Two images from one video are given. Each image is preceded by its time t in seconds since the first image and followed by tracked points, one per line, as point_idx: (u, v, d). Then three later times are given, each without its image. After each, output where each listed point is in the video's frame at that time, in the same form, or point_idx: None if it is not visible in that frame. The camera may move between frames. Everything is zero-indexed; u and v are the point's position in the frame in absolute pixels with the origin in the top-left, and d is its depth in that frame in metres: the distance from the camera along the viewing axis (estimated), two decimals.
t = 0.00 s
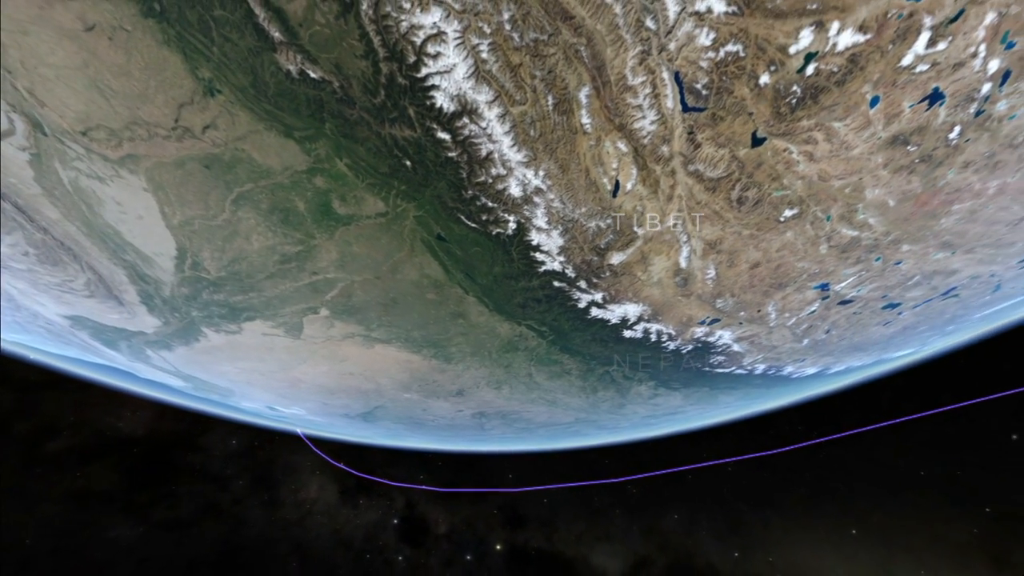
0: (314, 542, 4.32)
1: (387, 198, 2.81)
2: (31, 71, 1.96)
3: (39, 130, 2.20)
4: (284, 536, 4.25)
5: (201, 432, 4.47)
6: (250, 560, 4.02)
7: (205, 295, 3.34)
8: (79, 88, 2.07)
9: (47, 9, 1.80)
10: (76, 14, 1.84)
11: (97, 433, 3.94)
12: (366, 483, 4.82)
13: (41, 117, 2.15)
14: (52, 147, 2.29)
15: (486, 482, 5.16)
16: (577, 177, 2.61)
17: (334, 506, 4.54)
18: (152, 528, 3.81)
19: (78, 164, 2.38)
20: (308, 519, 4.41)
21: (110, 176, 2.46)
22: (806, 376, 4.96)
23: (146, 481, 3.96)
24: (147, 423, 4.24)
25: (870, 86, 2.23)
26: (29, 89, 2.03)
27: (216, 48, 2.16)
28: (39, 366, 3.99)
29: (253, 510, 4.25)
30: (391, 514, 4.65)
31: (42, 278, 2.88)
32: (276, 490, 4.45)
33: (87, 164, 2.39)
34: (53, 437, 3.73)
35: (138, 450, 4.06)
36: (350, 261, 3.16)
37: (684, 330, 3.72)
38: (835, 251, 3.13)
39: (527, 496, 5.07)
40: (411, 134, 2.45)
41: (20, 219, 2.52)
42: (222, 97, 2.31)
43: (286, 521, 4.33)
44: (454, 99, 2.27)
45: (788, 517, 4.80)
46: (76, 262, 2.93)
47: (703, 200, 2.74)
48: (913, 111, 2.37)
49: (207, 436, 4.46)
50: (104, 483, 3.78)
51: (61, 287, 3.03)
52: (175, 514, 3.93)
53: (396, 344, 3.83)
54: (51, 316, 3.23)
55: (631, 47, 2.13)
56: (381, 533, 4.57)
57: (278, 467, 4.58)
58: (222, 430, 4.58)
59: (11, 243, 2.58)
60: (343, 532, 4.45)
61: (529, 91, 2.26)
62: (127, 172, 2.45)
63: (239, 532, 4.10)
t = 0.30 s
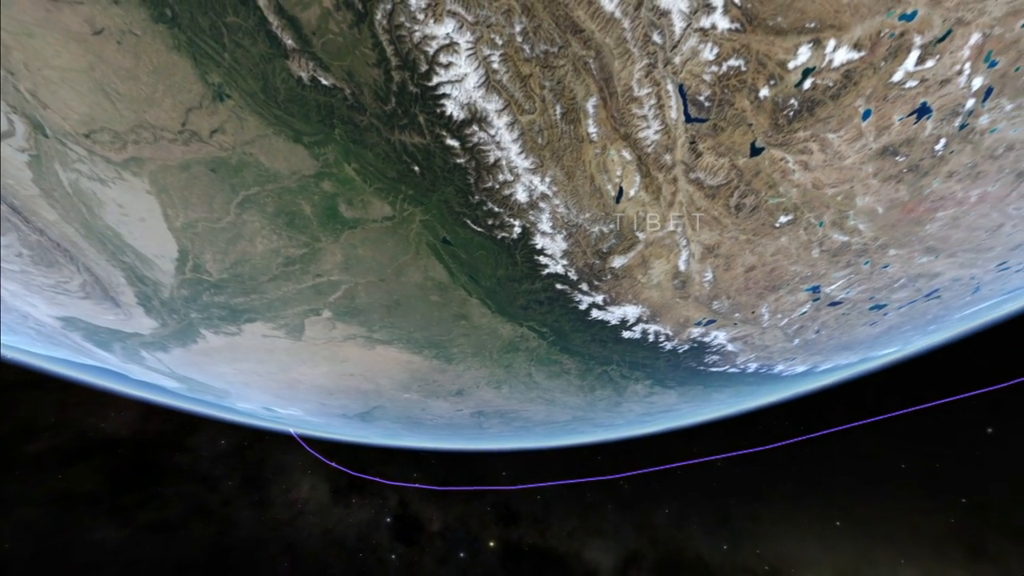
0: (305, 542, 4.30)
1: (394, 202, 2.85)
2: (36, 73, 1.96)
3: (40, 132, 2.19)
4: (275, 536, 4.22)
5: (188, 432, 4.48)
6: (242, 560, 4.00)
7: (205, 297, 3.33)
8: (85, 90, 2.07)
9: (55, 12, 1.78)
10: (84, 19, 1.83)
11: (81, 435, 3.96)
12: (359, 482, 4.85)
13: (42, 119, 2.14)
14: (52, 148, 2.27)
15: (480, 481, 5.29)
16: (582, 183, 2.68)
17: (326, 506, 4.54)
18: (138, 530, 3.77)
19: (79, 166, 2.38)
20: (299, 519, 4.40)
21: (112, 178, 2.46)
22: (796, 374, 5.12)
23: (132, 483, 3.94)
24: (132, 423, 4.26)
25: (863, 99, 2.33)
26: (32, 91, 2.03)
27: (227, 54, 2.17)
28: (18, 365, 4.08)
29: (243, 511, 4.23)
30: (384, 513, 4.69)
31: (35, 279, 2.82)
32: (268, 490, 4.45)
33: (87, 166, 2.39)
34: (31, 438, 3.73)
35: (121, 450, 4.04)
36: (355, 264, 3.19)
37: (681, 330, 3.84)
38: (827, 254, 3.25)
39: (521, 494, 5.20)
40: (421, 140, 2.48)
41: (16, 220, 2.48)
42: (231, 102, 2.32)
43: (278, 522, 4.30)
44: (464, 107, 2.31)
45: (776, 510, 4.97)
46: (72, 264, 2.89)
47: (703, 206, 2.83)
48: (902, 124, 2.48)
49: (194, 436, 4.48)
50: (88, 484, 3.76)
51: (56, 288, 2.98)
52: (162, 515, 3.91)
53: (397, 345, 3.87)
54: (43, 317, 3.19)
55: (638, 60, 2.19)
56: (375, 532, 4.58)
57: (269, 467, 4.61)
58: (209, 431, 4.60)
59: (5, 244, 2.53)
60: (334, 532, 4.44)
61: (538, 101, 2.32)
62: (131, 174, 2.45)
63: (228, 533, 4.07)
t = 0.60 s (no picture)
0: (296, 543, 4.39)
1: (400, 207, 2.89)
2: (41, 75, 1.95)
3: (41, 134, 2.17)
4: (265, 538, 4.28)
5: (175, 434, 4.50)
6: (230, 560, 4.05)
7: (206, 299, 3.33)
8: (90, 93, 2.07)
9: (63, 16, 1.79)
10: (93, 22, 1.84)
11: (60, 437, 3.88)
12: (352, 481, 4.95)
13: (45, 121, 2.11)
14: (53, 150, 2.25)
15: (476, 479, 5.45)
16: (587, 190, 2.75)
17: (318, 505, 4.63)
18: (122, 533, 3.77)
19: (81, 167, 2.36)
20: (290, 519, 4.49)
21: (114, 180, 2.44)
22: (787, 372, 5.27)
23: (117, 483, 3.93)
24: (116, 424, 4.22)
25: (855, 112, 2.44)
26: (35, 94, 2.01)
27: (239, 60, 2.18)
28: None
29: (232, 513, 4.30)
30: (377, 511, 4.79)
31: (30, 281, 2.78)
32: (258, 491, 4.53)
33: (89, 168, 2.38)
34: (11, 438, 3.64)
35: (105, 452, 4.02)
36: (360, 266, 3.22)
37: (677, 330, 3.97)
38: (818, 258, 3.38)
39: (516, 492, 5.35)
40: (429, 147, 2.52)
41: (12, 222, 2.44)
42: (241, 107, 2.32)
43: (269, 522, 4.39)
44: (474, 115, 2.36)
45: (764, 503, 5.15)
46: (69, 265, 2.87)
47: (702, 212, 2.93)
48: (891, 136, 2.59)
49: (181, 437, 4.53)
50: (70, 486, 3.71)
51: (51, 290, 2.94)
52: (148, 517, 3.92)
53: (399, 346, 3.91)
54: (34, 318, 3.15)
55: (643, 73, 2.28)
56: (367, 532, 4.67)
57: (260, 466, 4.71)
58: (196, 432, 4.66)
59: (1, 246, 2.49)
60: (324, 532, 4.53)
61: (546, 110, 2.37)
62: (134, 177, 2.44)
63: (216, 534, 4.12)
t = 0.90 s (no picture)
0: (287, 544, 4.56)
1: (407, 211, 2.95)
2: (47, 79, 1.93)
3: (43, 137, 2.18)
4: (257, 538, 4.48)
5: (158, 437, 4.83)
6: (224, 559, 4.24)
7: (205, 300, 3.35)
8: (96, 97, 2.04)
9: (72, 21, 1.73)
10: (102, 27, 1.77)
11: (42, 436, 4.24)
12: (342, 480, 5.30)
13: (48, 123, 2.11)
14: (55, 152, 2.26)
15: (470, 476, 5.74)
16: (591, 197, 2.85)
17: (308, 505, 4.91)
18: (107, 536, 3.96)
19: (84, 170, 2.38)
20: (281, 518, 4.72)
21: (116, 184, 2.45)
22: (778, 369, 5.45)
23: (98, 486, 4.16)
24: (97, 425, 4.60)
25: (847, 125, 2.55)
26: (39, 96, 2.00)
27: (251, 67, 2.16)
28: None
29: (226, 512, 4.55)
30: (368, 511, 5.08)
31: (24, 282, 2.81)
32: (247, 490, 4.81)
33: (91, 171, 2.39)
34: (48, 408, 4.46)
35: (89, 455, 4.32)
36: (365, 270, 3.26)
37: (673, 330, 4.13)
38: (810, 262, 3.51)
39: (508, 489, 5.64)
40: (437, 154, 2.57)
41: (10, 223, 2.48)
42: (251, 112, 2.32)
43: (262, 521, 4.63)
44: (483, 123, 2.40)
45: (753, 497, 5.34)
46: (66, 266, 2.90)
47: (701, 217, 3.04)
48: (880, 147, 2.71)
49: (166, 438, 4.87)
50: (51, 489, 3.96)
51: (45, 292, 2.97)
52: (133, 521, 4.12)
53: (400, 347, 3.97)
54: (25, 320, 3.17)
55: (648, 85, 2.34)
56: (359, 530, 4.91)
57: (250, 466, 5.03)
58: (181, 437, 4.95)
59: None
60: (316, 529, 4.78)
61: (553, 119, 2.44)
62: (138, 180, 2.43)
63: (208, 534, 4.33)
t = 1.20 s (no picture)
0: (278, 544, 4.67)
1: (413, 215, 2.99)
2: (54, 83, 1.93)
3: (46, 141, 2.18)
4: (247, 538, 4.56)
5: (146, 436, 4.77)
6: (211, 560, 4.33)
7: (206, 302, 3.34)
8: (103, 101, 2.04)
9: (83, 26, 1.74)
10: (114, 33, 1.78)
11: (19, 437, 4.12)
12: (335, 478, 5.36)
13: (51, 126, 2.11)
14: (58, 155, 2.26)
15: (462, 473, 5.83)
16: (594, 202, 2.93)
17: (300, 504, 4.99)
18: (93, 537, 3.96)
19: (86, 173, 2.37)
20: (271, 519, 4.80)
21: (119, 187, 2.45)
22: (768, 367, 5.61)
23: (80, 488, 4.11)
24: (80, 427, 4.47)
25: (838, 136, 2.66)
26: (44, 100, 1.99)
27: (263, 74, 2.16)
28: None
29: (213, 513, 4.60)
30: (361, 509, 5.17)
31: (20, 284, 2.82)
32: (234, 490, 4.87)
33: (94, 173, 2.38)
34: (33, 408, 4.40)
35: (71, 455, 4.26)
36: (370, 272, 3.30)
37: (669, 331, 4.25)
38: (801, 265, 3.65)
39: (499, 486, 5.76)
40: (446, 160, 2.62)
41: (8, 225, 2.49)
42: (260, 118, 2.32)
43: (252, 521, 4.70)
44: (492, 131, 2.45)
45: (743, 492, 5.50)
46: (63, 268, 2.90)
47: (700, 222, 3.14)
48: (870, 157, 2.83)
49: (154, 437, 4.82)
50: (30, 493, 3.88)
51: (40, 293, 2.97)
52: (119, 523, 4.12)
53: (401, 348, 4.02)
54: (16, 321, 3.15)
55: (652, 97, 2.42)
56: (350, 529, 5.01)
57: (238, 464, 5.06)
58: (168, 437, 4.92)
59: None
60: (307, 530, 4.87)
61: (560, 128, 2.50)
62: (143, 183, 2.44)
63: (196, 535, 4.39)
